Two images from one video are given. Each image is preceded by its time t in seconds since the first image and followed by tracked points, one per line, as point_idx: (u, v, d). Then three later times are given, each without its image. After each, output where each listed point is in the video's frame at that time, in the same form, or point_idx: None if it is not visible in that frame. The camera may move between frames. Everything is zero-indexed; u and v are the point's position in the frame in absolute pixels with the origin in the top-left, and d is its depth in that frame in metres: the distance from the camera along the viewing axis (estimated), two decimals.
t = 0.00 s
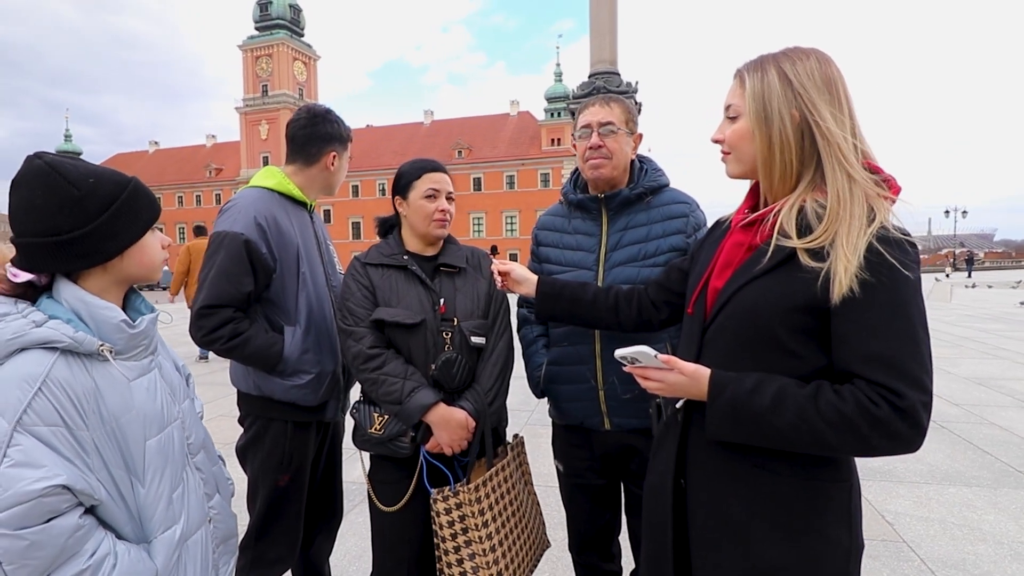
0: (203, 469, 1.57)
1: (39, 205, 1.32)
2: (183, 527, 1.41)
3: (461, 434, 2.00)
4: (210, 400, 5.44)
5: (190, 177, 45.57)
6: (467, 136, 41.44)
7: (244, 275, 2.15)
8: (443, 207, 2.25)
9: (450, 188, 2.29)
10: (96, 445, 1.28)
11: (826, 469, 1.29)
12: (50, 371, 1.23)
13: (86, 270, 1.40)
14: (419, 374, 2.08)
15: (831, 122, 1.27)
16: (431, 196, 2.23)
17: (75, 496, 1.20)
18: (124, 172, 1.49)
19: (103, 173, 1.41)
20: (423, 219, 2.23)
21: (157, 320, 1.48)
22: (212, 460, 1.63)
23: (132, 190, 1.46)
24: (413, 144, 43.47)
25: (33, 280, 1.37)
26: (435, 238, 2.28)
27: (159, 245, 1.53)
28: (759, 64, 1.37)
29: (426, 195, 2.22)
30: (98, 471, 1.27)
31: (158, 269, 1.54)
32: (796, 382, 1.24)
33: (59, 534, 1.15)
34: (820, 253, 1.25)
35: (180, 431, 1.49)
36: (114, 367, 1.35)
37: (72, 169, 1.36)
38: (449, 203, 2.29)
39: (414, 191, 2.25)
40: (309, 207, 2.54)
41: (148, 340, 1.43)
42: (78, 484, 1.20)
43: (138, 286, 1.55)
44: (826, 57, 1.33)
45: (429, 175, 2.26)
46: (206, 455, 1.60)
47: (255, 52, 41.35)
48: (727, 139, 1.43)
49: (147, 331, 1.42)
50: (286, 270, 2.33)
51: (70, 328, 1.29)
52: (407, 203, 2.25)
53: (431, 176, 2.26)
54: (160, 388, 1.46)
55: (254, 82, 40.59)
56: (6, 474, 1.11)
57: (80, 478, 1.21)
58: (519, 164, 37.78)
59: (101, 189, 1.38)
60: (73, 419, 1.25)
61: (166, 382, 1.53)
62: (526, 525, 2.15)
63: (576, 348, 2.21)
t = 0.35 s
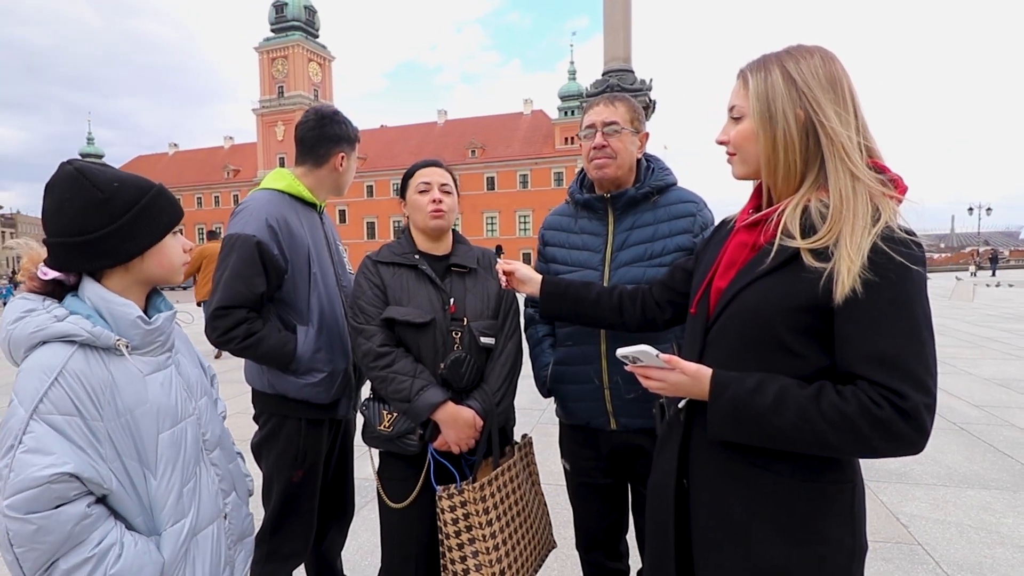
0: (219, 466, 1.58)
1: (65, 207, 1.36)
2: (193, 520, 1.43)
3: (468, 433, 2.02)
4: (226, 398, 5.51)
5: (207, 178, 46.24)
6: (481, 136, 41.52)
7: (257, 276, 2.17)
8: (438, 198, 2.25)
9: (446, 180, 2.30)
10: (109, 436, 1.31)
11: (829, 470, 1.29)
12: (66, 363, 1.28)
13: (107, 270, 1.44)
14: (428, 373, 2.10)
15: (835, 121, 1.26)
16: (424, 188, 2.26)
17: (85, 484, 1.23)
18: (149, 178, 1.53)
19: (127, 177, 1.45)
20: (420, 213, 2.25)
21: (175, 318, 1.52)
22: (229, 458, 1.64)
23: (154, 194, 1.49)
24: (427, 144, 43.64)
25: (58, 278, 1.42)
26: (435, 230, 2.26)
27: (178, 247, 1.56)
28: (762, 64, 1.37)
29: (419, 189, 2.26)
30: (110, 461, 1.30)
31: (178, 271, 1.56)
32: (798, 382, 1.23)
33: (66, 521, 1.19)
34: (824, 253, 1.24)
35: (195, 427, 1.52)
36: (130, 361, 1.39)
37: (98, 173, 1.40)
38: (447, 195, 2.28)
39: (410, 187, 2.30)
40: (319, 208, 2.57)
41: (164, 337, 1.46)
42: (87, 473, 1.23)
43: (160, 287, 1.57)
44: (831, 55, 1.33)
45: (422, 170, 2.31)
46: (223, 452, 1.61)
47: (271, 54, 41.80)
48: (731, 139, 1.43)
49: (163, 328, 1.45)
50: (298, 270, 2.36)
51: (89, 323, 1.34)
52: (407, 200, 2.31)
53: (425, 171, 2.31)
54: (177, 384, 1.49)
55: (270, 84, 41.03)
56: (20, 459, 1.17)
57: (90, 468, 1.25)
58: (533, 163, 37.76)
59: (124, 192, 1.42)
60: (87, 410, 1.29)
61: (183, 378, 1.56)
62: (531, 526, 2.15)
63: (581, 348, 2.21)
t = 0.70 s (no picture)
0: (238, 455, 1.63)
1: (87, 206, 1.42)
2: (210, 508, 1.48)
3: (478, 429, 2.05)
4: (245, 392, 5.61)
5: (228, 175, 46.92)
6: (498, 132, 41.52)
7: (271, 273, 2.22)
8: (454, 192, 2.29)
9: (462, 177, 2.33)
10: (127, 425, 1.36)
11: (831, 468, 1.29)
12: (85, 355, 1.33)
13: (128, 266, 1.48)
14: (438, 368, 2.13)
15: (839, 118, 1.26)
16: (441, 182, 2.29)
17: (102, 471, 1.28)
18: (168, 176, 1.57)
19: (145, 177, 1.50)
20: (436, 207, 2.27)
21: (192, 312, 1.56)
22: (248, 447, 1.69)
23: (172, 192, 1.53)
24: (444, 140, 43.76)
25: (81, 274, 1.49)
26: (451, 225, 2.29)
27: (196, 244, 1.60)
28: (765, 61, 1.37)
29: (436, 183, 2.28)
30: (128, 449, 1.35)
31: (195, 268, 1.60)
32: (800, 379, 1.24)
33: (83, 507, 1.24)
34: (827, 250, 1.24)
35: (213, 417, 1.56)
36: (147, 352, 1.44)
37: (117, 173, 1.46)
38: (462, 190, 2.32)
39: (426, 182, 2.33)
40: (332, 205, 2.61)
41: (181, 330, 1.51)
42: (104, 460, 1.28)
43: (180, 283, 1.62)
44: (835, 51, 1.32)
45: (438, 166, 2.33)
46: (242, 442, 1.66)
47: (290, 53, 42.21)
48: (736, 137, 1.44)
49: (180, 321, 1.50)
50: (311, 267, 2.40)
51: (109, 316, 1.39)
52: (423, 194, 2.32)
53: (440, 167, 2.33)
54: (195, 375, 1.53)
55: (290, 82, 41.48)
56: (40, 446, 1.23)
57: (107, 455, 1.30)
58: (549, 159, 37.69)
59: (140, 191, 1.46)
60: (106, 399, 1.34)
61: (202, 370, 1.61)
62: (542, 521, 2.18)
63: (589, 345, 2.22)
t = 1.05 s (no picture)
0: (247, 444, 1.66)
1: (94, 203, 1.46)
2: (219, 495, 1.52)
3: (477, 422, 2.07)
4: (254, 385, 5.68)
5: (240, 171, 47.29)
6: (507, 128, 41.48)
7: (275, 267, 2.26)
8: (451, 194, 2.30)
9: (463, 177, 2.33)
10: (138, 414, 1.40)
11: (822, 461, 1.31)
12: (97, 347, 1.37)
13: (136, 261, 1.52)
14: (440, 362, 2.16)
15: (832, 115, 1.27)
16: (439, 185, 2.31)
17: (113, 459, 1.32)
18: (174, 173, 1.61)
19: (150, 174, 1.53)
20: (434, 209, 2.30)
21: (201, 305, 1.60)
22: (256, 437, 1.72)
23: (177, 188, 1.56)
24: (453, 136, 43.78)
25: (93, 269, 1.53)
26: (450, 227, 2.33)
27: (202, 240, 1.62)
28: (758, 59, 1.38)
29: (434, 185, 2.31)
30: (139, 437, 1.39)
31: (201, 263, 1.63)
32: (791, 372, 1.25)
33: (95, 493, 1.28)
34: (818, 246, 1.25)
35: (223, 407, 1.60)
36: (156, 344, 1.48)
37: (123, 171, 1.49)
38: (461, 191, 2.32)
39: (428, 182, 2.35)
40: (337, 201, 2.65)
41: (190, 322, 1.55)
42: (114, 448, 1.32)
43: (189, 278, 1.66)
44: (827, 48, 1.33)
45: (441, 165, 2.34)
46: (250, 431, 1.70)
47: (301, 49, 42.38)
48: (729, 135, 1.45)
49: (188, 313, 1.53)
50: (315, 262, 2.44)
51: (119, 310, 1.43)
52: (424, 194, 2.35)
53: (443, 166, 2.34)
54: (204, 366, 1.57)
55: (300, 78, 41.69)
56: (53, 434, 1.27)
57: (117, 443, 1.34)
58: (559, 155, 37.62)
59: (145, 188, 1.50)
60: (117, 389, 1.38)
61: (212, 361, 1.64)
62: (543, 514, 2.20)
63: (589, 340, 2.25)
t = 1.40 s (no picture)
0: (256, 437, 1.70)
1: (105, 202, 1.50)
2: (227, 486, 1.55)
3: (482, 415, 2.10)
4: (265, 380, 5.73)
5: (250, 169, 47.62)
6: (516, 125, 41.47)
7: (282, 263, 2.30)
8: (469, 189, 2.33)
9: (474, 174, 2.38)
10: (148, 407, 1.44)
11: (818, 455, 1.32)
12: (109, 341, 1.41)
13: (146, 257, 1.57)
14: (445, 356, 2.19)
15: (828, 111, 1.28)
16: (455, 181, 2.32)
17: (123, 449, 1.36)
18: (183, 170, 1.64)
19: (158, 172, 1.56)
20: (451, 204, 2.31)
21: (212, 301, 1.64)
22: (266, 430, 1.76)
23: (185, 185, 1.59)
24: (462, 133, 43.83)
25: (108, 265, 1.57)
26: (466, 222, 2.35)
27: (212, 237, 1.65)
28: (755, 57, 1.39)
29: (451, 180, 2.32)
30: (149, 429, 1.43)
31: (211, 259, 1.66)
32: (786, 366, 1.27)
33: (105, 482, 1.32)
34: (813, 240, 1.27)
35: (233, 401, 1.63)
36: (168, 339, 1.51)
37: (132, 170, 1.53)
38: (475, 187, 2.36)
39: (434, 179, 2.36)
40: (344, 198, 2.69)
41: (201, 318, 1.58)
42: (124, 439, 1.36)
43: (202, 274, 1.70)
44: (823, 45, 1.34)
45: (447, 162, 2.35)
46: (260, 425, 1.73)
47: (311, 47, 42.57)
48: (728, 132, 1.46)
49: (199, 309, 1.57)
50: (321, 258, 2.48)
51: (131, 305, 1.47)
52: (435, 189, 2.35)
53: (450, 163, 2.35)
54: (215, 360, 1.60)
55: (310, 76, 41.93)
56: (66, 425, 1.32)
57: (127, 434, 1.38)
58: (568, 152, 37.57)
59: (153, 187, 1.53)
60: (128, 382, 1.42)
61: (223, 355, 1.68)
62: (543, 508, 2.22)
63: (592, 335, 2.27)
